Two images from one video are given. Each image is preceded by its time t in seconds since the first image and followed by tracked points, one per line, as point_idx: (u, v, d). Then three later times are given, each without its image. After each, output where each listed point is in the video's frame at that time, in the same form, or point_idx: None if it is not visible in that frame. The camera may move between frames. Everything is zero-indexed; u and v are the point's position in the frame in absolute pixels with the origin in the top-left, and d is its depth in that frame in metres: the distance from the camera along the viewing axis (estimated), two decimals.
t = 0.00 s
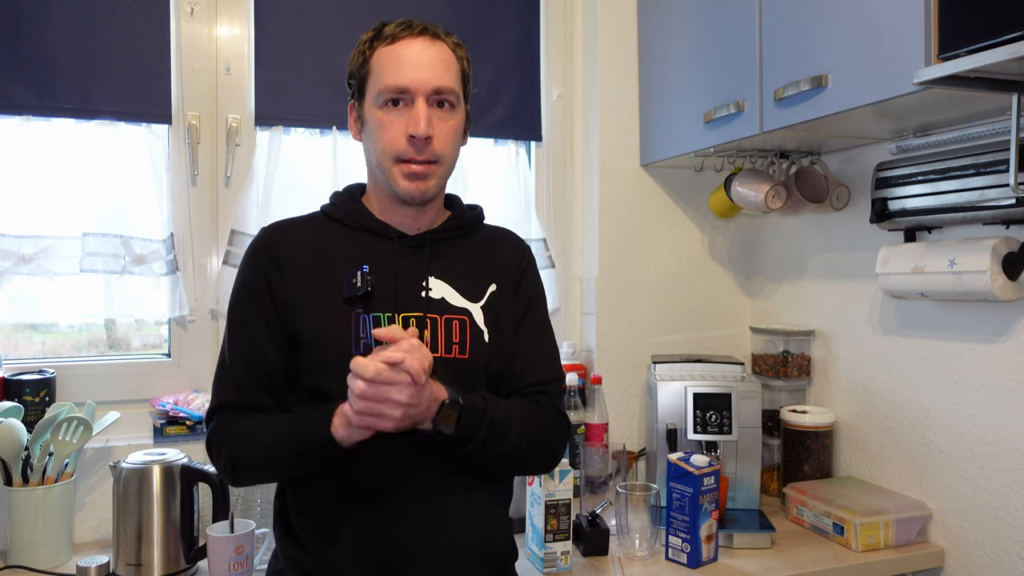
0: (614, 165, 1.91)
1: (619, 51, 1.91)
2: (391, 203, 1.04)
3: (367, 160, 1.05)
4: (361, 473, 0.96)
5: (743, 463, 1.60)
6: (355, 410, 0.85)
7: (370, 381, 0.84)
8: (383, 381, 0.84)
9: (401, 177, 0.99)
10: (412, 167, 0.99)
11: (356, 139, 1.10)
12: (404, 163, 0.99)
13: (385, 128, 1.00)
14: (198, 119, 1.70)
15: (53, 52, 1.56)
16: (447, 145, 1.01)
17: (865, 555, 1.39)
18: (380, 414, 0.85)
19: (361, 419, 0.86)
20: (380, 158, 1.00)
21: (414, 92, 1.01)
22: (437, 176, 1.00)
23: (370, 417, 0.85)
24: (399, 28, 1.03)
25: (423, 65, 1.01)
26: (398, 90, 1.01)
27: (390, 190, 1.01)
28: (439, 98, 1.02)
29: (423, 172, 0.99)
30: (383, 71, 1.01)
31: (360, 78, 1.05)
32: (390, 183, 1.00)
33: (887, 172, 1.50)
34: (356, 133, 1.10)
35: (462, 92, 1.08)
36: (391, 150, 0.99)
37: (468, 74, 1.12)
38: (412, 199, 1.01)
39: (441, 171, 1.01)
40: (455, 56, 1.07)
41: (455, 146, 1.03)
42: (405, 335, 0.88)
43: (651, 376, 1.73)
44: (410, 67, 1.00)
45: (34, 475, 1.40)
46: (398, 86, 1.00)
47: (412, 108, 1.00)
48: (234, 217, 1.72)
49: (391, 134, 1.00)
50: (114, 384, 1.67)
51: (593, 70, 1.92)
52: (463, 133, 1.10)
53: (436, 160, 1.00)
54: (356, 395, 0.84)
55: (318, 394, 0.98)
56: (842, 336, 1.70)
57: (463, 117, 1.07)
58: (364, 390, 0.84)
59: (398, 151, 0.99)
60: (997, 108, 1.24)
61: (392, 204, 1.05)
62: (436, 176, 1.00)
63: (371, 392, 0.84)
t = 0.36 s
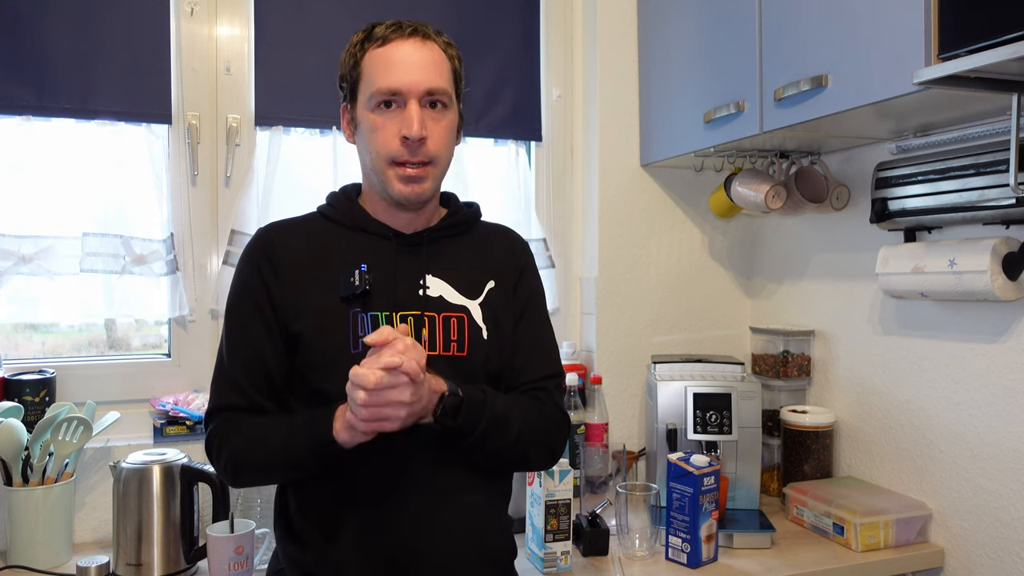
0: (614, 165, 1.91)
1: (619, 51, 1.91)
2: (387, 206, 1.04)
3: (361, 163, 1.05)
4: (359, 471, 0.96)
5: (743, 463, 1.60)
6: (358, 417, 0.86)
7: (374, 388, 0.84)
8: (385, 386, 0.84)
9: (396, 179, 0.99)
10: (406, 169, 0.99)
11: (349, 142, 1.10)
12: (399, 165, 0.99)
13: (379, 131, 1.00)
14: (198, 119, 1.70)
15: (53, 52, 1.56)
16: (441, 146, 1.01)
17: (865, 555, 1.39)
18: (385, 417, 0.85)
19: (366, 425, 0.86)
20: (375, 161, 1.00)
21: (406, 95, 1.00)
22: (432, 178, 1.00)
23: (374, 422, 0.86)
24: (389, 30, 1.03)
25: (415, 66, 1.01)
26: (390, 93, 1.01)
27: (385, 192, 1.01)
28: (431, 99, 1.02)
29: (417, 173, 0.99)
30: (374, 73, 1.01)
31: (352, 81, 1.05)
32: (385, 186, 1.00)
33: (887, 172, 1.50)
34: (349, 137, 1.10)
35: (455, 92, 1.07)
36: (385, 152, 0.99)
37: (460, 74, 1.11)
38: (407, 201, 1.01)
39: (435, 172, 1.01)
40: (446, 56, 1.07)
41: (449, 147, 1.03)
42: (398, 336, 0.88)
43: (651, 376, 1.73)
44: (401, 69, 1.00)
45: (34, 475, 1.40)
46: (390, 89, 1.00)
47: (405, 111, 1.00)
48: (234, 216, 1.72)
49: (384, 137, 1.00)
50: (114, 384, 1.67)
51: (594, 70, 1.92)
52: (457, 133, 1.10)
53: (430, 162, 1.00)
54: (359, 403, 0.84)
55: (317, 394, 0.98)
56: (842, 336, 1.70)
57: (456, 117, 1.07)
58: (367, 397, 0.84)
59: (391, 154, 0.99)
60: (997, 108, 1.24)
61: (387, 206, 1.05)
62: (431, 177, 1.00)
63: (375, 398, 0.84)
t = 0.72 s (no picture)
0: (614, 165, 1.91)
1: (619, 51, 1.91)
2: (385, 201, 1.04)
3: (360, 158, 1.05)
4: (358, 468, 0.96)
5: (743, 463, 1.60)
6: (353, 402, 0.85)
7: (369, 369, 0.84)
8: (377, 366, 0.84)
9: (394, 173, 0.99)
10: (405, 164, 0.99)
11: (349, 138, 1.10)
12: (398, 160, 0.99)
13: (379, 125, 1.00)
14: (198, 119, 1.70)
15: (53, 52, 1.56)
16: (440, 144, 1.01)
17: (865, 555, 1.39)
18: (381, 399, 0.85)
19: (364, 410, 0.85)
20: (374, 155, 1.00)
21: (409, 91, 1.01)
22: (430, 174, 1.00)
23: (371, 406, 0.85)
24: (395, 28, 1.04)
25: (418, 63, 1.01)
26: (392, 88, 1.01)
27: (383, 187, 1.01)
28: (433, 97, 1.02)
29: (416, 169, 0.99)
30: (378, 68, 1.02)
31: (355, 76, 1.05)
32: (383, 180, 1.00)
33: (887, 172, 1.49)
34: (349, 133, 1.10)
35: (456, 94, 1.08)
36: (385, 147, 0.99)
37: (462, 77, 1.12)
38: (405, 197, 1.00)
39: (433, 169, 1.01)
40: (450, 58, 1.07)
41: (449, 146, 1.03)
42: (387, 318, 0.87)
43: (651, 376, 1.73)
44: (404, 65, 1.01)
45: (34, 475, 1.40)
46: (393, 84, 1.00)
47: (406, 107, 1.00)
48: (234, 217, 1.72)
49: (385, 131, 0.99)
50: (114, 384, 1.67)
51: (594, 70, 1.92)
52: (456, 134, 1.10)
53: (429, 158, 1.00)
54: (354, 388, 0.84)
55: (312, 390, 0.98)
56: (842, 337, 1.70)
57: (456, 118, 1.07)
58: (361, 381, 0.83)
59: (391, 148, 0.99)
60: (996, 108, 1.24)
61: (385, 202, 1.05)
62: (429, 174, 1.00)
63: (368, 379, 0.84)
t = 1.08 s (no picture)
0: (615, 164, 1.91)
1: (619, 51, 1.91)
2: (383, 204, 1.05)
3: (358, 160, 1.05)
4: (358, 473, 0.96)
5: (743, 463, 1.60)
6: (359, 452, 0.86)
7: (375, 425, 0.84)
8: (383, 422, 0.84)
9: (392, 178, 0.99)
10: (403, 169, 0.99)
11: (347, 140, 1.10)
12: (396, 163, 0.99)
13: (378, 128, 1.00)
14: (198, 119, 1.70)
15: (53, 52, 1.56)
16: (438, 148, 1.01)
17: (865, 555, 1.39)
18: (390, 451, 0.86)
19: (371, 461, 0.86)
20: (372, 159, 1.00)
21: (407, 94, 1.00)
22: (428, 179, 1.00)
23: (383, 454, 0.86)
24: (392, 29, 1.03)
25: (416, 66, 1.01)
26: (390, 91, 1.01)
27: (381, 190, 1.01)
28: (431, 100, 1.02)
29: (414, 172, 0.99)
30: (376, 71, 1.01)
31: (353, 79, 1.05)
32: (381, 185, 1.00)
33: (887, 172, 1.49)
34: (348, 135, 1.10)
35: (455, 96, 1.07)
36: (383, 150, 0.99)
37: (461, 77, 1.12)
38: (403, 201, 1.01)
39: (432, 173, 1.01)
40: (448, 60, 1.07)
41: (447, 149, 1.03)
42: (389, 366, 0.87)
43: (651, 376, 1.73)
44: (402, 68, 1.00)
45: (34, 475, 1.40)
46: (391, 87, 1.00)
47: (404, 110, 1.00)
48: (234, 217, 1.72)
49: (383, 134, 0.99)
50: (114, 384, 1.67)
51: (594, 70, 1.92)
52: (455, 136, 1.10)
53: (427, 161, 1.00)
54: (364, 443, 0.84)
55: (313, 393, 0.98)
56: (842, 337, 1.70)
57: (455, 121, 1.07)
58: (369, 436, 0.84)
59: (390, 152, 0.99)
60: (996, 108, 1.24)
61: (383, 205, 1.05)
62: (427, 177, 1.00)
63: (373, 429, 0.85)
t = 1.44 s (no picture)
0: (615, 165, 1.91)
1: (619, 51, 1.91)
2: (378, 203, 1.05)
3: (352, 161, 1.05)
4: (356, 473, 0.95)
5: (743, 463, 1.60)
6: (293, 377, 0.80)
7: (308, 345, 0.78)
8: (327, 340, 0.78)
9: (384, 176, 0.99)
10: (395, 166, 0.99)
11: (342, 141, 1.11)
12: (387, 163, 0.99)
13: (368, 128, 1.01)
14: (198, 119, 1.70)
15: (53, 52, 1.56)
16: (430, 144, 1.01)
17: (865, 555, 1.39)
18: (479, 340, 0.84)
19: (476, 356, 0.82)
20: (364, 159, 1.01)
21: (395, 93, 1.01)
22: (421, 175, 1.00)
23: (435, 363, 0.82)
24: (379, 28, 1.04)
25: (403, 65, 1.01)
26: (379, 91, 1.01)
27: (375, 190, 1.01)
28: (420, 97, 1.02)
29: (406, 171, 0.99)
30: (364, 72, 1.02)
31: (342, 80, 1.05)
32: (374, 184, 1.00)
33: (887, 172, 1.50)
34: (342, 136, 1.10)
35: (446, 91, 1.07)
36: (374, 150, 1.00)
37: (452, 73, 1.11)
38: (396, 200, 1.01)
39: (424, 169, 1.00)
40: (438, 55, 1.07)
41: (439, 145, 1.03)
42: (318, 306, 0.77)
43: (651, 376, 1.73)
44: (390, 67, 1.01)
45: (34, 475, 1.40)
46: (379, 87, 1.01)
47: (393, 109, 1.00)
48: (234, 217, 1.72)
49: (373, 134, 1.00)
50: (114, 384, 1.67)
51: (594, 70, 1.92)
52: (448, 132, 1.10)
53: (419, 159, 1.00)
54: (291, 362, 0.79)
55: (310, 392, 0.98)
56: (842, 337, 1.70)
57: (447, 117, 1.06)
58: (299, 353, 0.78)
59: (380, 151, 0.99)
60: (996, 109, 1.24)
61: (378, 204, 1.05)
62: (419, 175, 1.00)
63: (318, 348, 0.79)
